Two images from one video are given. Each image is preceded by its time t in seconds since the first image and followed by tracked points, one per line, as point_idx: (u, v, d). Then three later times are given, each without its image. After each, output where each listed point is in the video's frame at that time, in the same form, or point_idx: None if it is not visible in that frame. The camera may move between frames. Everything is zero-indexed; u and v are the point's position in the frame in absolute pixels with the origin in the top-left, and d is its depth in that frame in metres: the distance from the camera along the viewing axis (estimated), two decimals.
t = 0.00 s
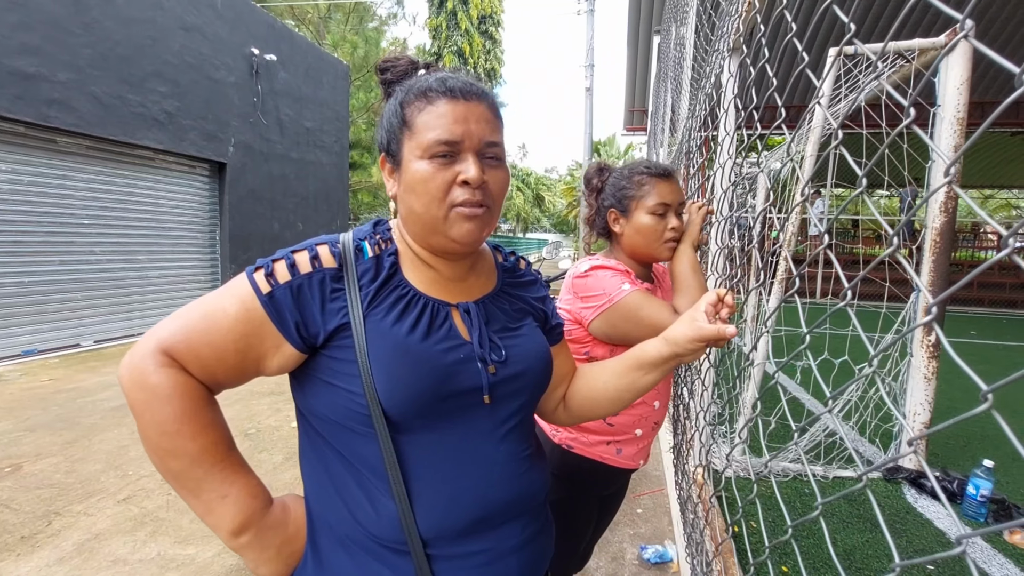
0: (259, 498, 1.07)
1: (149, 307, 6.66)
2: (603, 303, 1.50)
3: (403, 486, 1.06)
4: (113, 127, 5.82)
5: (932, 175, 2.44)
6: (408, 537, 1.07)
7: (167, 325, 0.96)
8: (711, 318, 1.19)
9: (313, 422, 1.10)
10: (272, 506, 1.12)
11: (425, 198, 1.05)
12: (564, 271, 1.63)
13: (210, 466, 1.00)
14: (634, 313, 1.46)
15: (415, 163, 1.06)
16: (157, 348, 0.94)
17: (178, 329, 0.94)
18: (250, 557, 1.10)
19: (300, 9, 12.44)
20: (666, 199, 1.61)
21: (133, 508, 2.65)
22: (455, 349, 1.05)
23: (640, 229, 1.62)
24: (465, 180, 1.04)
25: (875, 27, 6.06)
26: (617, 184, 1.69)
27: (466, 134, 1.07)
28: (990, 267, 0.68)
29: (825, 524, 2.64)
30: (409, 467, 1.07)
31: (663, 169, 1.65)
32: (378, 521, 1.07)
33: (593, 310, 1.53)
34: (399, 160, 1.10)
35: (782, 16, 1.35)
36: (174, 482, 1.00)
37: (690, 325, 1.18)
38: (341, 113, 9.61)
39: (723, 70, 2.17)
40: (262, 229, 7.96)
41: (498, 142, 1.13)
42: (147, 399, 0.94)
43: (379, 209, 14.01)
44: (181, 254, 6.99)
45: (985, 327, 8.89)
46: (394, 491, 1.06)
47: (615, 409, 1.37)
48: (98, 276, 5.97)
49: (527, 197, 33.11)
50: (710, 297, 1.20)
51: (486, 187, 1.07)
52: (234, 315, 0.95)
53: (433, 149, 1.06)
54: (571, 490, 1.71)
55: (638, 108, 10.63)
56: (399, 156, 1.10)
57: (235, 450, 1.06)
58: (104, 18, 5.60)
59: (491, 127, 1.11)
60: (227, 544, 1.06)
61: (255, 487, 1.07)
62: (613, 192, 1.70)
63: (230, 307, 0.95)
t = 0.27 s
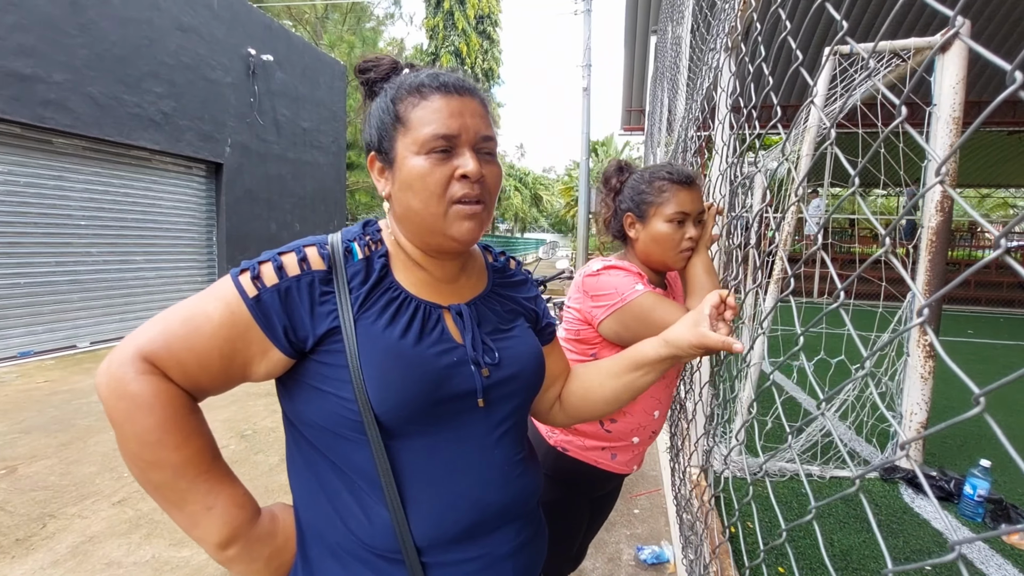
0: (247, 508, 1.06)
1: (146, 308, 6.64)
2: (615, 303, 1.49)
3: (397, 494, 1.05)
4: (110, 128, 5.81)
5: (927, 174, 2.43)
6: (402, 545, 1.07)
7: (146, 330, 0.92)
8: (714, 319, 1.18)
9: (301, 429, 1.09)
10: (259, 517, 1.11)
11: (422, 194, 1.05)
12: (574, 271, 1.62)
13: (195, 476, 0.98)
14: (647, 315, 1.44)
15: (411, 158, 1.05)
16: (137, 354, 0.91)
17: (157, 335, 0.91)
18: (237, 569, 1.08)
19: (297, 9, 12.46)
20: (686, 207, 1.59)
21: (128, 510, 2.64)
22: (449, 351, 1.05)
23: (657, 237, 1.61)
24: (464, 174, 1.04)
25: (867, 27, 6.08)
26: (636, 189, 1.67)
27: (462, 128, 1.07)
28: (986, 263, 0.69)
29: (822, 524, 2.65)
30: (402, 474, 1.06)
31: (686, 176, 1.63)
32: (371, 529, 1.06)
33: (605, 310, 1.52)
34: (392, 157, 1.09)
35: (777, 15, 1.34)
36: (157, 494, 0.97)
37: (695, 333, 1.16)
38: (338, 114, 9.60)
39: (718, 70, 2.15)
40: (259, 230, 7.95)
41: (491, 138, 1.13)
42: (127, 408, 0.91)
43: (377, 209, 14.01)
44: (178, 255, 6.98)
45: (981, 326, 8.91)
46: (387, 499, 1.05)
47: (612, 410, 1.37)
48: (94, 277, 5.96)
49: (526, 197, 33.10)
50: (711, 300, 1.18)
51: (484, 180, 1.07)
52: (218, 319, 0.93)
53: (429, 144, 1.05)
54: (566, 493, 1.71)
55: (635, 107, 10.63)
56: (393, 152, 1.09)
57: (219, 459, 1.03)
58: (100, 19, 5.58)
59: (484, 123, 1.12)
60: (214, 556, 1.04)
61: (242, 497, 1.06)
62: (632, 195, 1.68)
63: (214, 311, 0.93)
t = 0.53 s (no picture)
0: (251, 512, 1.05)
1: (145, 312, 6.64)
2: (611, 305, 1.49)
3: (402, 497, 1.05)
4: (109, 131, 5.81)
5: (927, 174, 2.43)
6: (408, 548, 1.06)
7: (147, 336, 0.92)
8: (719, 319, 1.20)
9: (305, 434, 1.08)
10: (263, 521, 1.10)
11: (413, 196, 1.05)
12: (568, 276, 1.62)
13: (200, 481, 0.97)
14: (645, 319, 1.43)
15: (401, 160, 1.05)
16: (138, 360, 0.90)
17: (159, 341, 0.91)
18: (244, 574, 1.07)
19: (296, 12, 12.49)
20: (681, 209, 1.59)
21: (128, 515, 2.63)
22: (452, 354, 1.05)
23: (653, 240, 1.60)
24: (453, 175, 1.04)
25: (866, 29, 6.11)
26: (632, 191, 1.66)
27: (450, 127, 1.06)
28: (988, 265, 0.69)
29: (825, 525, 2.64)
30: (407, 477, 1.06)
31: (681, 177, 1.62)
32: (377, 533, 1.06)
33: (600, 313, 1.52)
34: (386, 160, 1.10)
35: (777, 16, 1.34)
36: (162, 500, 0.96)
37: (707, 339, 1.17)
38: (337, 116, 9.61)
39: (718, 71, 2.14)
40: (259, 233, 7.96)
41: (484, 136, 1.12)
42: (130, 415, 0.90)
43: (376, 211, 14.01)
44: (178, 259, 6.97)
45: (981, 326, 8.91)
46: (392, 502, 1.05)
47: (618, 413, 1.37)
48: (94, 281, 5.95)
49: (525, 199, 33.11)
50: (716, 303, 1.20)
51: (474, 180, 1.06)
52: (220, 324, 0.92)
53: (417, 145, 1.05)
54: (569, 495, 1.70)
55: (634, 109, 10.65)
56: (386, 156, 1.09)
57: (223, 464, 1.03)
58: (100, 23, 5.59)
59: (477, 122, 1.11)
60: (220, 562, 1.03)
61: (247, 501, 1.06)
62: (626, 198, 1.68)
63: (215, 316, 0.92)
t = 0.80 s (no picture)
0: (253, 506, 1.05)
1: (143, 313, 6.62)
2: (594, 304, 1.49)
3: (401, 493, 1.04)
4: (107, 132, 5.80)
5: (927, 171, 2.43)
6: (406, 544, 1.05)
7: (152, 331, 0.92)
8: (712, 315, 1.18)
9: (306, 430, 1.08)
10: (265, 515, 1.09)
11: (409, 192, 1.04)
12: (553, 275, 1.63)
13: (201, 474, 0.97)
14: (626, 315, 1.44)
15: (395, 157, 1.05)
16: (144, 354, 0.91)
17: (164, 335, 0.91)
18: (243, 567, 1.06)
19: (294, 13, 12.49)
20: (659, 202, 1.59)
21: (126, 516, 2.62)
22: (452, 351, 1.04)
23: (631, 232, 1.60)
24: (446, 168, 1.03)
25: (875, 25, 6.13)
26: (611, 185, 1.66)
27: (440, 119, 1.05)
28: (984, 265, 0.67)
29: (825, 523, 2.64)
30: (406, 473, 1.05)
31: (658, 170, 1.62)
32: (376, 529, 1.05)
33: (584, 312, 1.51)
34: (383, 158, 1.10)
35: (774, 9, 1.33)
36: (164, 492, 0.96)
37: (697, 334, 1.15)
38: (336, 117, 9.61)
39: (717, 68, 2.12)
40: (257, 233, 7.94)
41: (479, 129, 1.11)
42: (134, 407, 0.90)
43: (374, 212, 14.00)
44: (176, 260, 6.96)
45: (980, 324, 8.94)
46: (391, 498, 1.04)
47: (616, 412, 1.35)
48: (91, 282, 5.93)
49: (524, 199, 33.11)
50: (709, 297, 1.18)
51: (470, 173, 1.05)
52: (222, 320, 0.92)
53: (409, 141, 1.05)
54: (570, 493, 1.69)
55: (632, 108, 10.65)
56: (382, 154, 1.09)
57: (225, 457, 1.02)
58: (97, 23, 5.58)
59: (469, 115, 1.10)
60: (220, 554, 1.03)
61: (249, 494, 1.05)
62: (605, 192, 1.67)
63: (218, 312, 0.92)
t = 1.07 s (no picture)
0: (267, 494, 1.06)
1: (146, 314, 6.63)
2: (608, 302, 1.49)
3: (409, 483, 1.05)
4: (109, 132, 5.81)
5: (930, 170, 2.44)
6: (414, 532, 1.06)
7: (174, 323, 0.95)
8: (720, 314, 1.17)
9: (319, 420, 1.09)
10: (278, 503, 1.10)
11: (418, 195, 1.05)
12: (568, 271, 1.62)
13: (218, 462, 0.98)
14: (640, 313, 1.44)
15: (406, 162, 1.05)
16: (165, 345, 0.93)
17: (185, 327, 0.93)
18: (257, 554, 1.07)
19: (295, 14, 12.52)
20: (676, 204, 1.59)
21: (131, 515, 2.63)
22: (460, 345, 1.04)
23: (648, 233, 1.61)
24: (455, 174, 1.03)
25: (880, 24, 6.13)
26: (627, 184, 1.66)
27: (452, 127, 1.05)
28: (987, 263, 0.67)
29: (828, 521, 2.64)
30: (415, 463, 1.05)
31: (677, 171, 1.61)
32: (385, 518, 1.06)
33: (599, 309, 1.51)
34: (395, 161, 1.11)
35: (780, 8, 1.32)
36: (182, 479, 0.98)
37: (705, 330, 1.15)
38: (337, 117, 9.62)
39: (720, 67, 2.12)
40: (259, 234, 7.95)
41: (490, 134, 1.11)
42: (157, 397, 0.92)
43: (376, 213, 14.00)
44: (178, 260, 6.96)
45: (983, 323, 8.93)
46: (399, 488, 1.05)
47: (622, 409, 1.35)
48: (94, 283, 5.94)
49: (525, 199, 33.11)
50: (717, 294, 1.17)
51: (479, 178, 1.05)
52: (241, 313, 0.94)
53: (422, 146, 1.05)
54: (576, 490, 1.70)
55: (633, 108, 10.65)
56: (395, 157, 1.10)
57: (242, 447, 1.04)
58: (99, 24, 5.59)
59: (481, 120, 1.10)
60: (235, 540, 1.04)
61: (263, 483, 1.06)
62: (622, 192, 1.68)
63: (237, 306, 0.94)
